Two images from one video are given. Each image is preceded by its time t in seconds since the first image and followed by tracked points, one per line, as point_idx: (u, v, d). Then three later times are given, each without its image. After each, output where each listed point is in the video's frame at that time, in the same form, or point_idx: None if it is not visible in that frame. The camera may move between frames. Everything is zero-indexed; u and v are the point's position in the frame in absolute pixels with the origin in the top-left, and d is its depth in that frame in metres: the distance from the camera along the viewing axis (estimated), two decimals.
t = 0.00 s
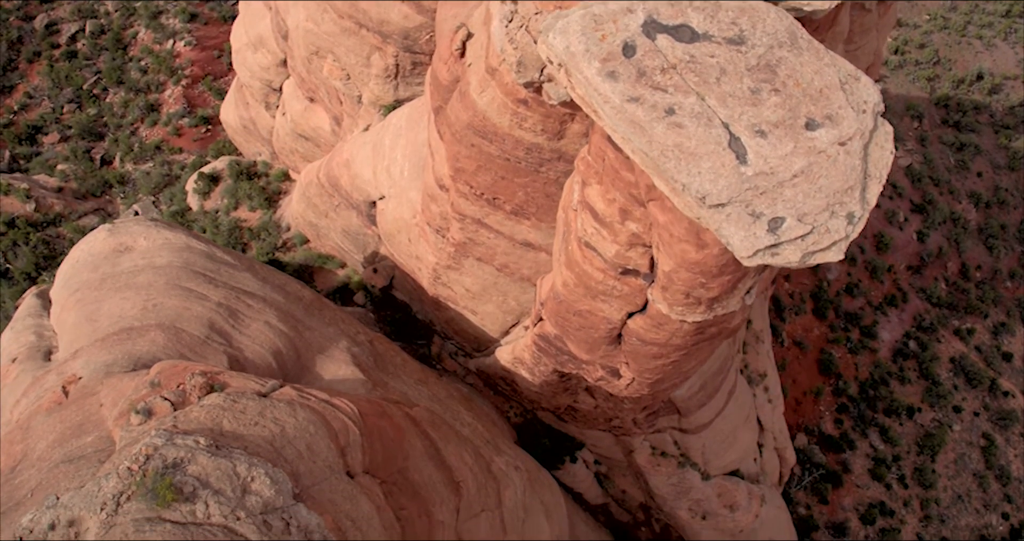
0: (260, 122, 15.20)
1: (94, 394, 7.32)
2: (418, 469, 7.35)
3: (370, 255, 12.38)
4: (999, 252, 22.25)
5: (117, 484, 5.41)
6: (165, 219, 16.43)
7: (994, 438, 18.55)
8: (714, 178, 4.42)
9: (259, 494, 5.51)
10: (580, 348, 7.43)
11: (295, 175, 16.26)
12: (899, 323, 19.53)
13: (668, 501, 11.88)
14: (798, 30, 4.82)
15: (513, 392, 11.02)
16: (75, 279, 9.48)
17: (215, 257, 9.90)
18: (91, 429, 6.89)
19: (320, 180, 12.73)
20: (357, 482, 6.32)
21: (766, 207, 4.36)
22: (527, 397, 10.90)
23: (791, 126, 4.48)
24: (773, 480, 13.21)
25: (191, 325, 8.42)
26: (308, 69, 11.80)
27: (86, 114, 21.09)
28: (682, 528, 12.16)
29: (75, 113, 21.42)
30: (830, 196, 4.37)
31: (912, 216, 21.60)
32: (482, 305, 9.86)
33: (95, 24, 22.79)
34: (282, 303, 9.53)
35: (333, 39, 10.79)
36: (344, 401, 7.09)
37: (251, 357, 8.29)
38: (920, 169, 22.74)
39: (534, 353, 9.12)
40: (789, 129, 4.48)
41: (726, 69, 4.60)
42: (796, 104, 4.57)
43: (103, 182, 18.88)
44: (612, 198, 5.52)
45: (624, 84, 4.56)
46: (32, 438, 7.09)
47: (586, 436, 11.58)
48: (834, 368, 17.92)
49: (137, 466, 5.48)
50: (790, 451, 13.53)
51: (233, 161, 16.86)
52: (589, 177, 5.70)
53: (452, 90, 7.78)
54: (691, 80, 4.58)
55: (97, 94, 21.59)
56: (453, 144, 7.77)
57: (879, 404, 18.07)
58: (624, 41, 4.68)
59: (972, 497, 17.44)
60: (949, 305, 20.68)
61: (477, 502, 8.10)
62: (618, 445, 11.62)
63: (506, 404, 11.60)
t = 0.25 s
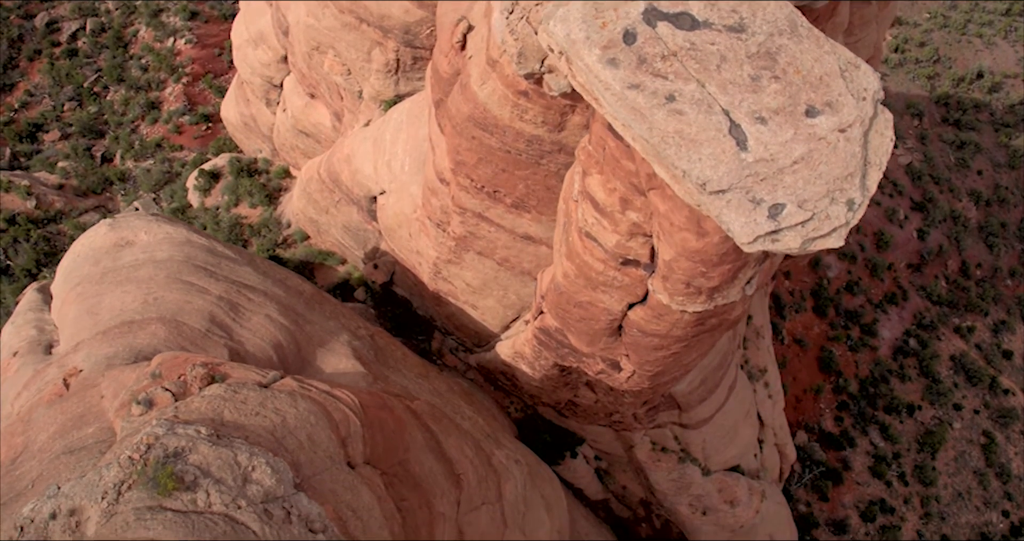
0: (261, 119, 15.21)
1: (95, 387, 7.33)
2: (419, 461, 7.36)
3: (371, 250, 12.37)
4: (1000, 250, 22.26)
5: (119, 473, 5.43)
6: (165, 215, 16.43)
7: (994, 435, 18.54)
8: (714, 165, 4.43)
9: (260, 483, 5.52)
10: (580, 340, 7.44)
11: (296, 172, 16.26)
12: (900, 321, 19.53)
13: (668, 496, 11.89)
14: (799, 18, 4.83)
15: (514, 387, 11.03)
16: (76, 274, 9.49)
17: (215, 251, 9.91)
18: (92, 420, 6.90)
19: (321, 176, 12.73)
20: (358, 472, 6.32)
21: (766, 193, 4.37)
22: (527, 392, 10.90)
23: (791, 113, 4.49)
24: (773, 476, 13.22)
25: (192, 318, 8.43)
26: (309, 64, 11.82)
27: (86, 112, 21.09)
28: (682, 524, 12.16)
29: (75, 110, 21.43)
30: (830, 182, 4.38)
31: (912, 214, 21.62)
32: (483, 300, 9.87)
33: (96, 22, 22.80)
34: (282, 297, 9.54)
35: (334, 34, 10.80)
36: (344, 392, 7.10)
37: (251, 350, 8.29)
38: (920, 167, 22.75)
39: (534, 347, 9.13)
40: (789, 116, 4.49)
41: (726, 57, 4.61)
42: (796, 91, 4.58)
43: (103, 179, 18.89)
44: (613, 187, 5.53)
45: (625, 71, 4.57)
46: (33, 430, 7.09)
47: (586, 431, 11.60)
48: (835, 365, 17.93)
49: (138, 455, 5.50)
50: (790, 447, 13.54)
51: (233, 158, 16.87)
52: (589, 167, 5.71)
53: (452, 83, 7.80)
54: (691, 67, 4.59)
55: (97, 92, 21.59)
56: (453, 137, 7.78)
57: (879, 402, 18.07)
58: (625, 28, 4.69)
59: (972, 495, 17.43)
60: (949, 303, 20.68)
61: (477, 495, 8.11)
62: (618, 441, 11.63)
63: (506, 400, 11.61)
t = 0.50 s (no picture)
0: (262, 115, 15.23)
1: (96, 378, 7.34)
2: (420, 452, 7.37)
3: (371, 246, 12.35)
4: (1000, 248, 22.27)
5: (119, 462, 5.44)
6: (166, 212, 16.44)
7: (994, 433, 18.53)
8: (714, 150, 4.45)
9: (262, 472, 5.52)
10: (581, 332, 7.45)
11: (296, 168, 16.26)
12: (900, 318, 19.54)
13: (668, 491, 11.90)
14: (798, 5, 4.85)
15: (514, 381, 11.05)
16: (76, 267, 9.50)
17: (216, 245, 9.92)
18: (93, 411, 6.91)
19: (321, 171, 12.71)
20: (358, 462, 6.32)
21: (766, 178, 4.38)
22: (527, 387, 10.91)
23: (791, 99, 4.50)
24: (773, 471, 13.23)
25: (193, 310, 8.44)
26: (310, 59, 11.84)
27: (87, 110, 21.09)
28: (682, 519, 12.17)
29: (75, 108, 21.44)
30: (830, 168, 4.39)
31: (912, 212, 21.63)
32: (483, 294, 9.88)
33: (96, 20, 22.81)
34: (283, 290, 9.55)
35: (335, 29, 10.81)
36: (345, 383, 7.11)
37: (252, 343, 8.29)
38: (920, 165, 22.76)
39: (535, 340, 9.15)
40: (789, 102, 4.50)
41: (725, 43, 4.62)
42: (796, 78, 4.59)
43: (104, 176, 18.91)
44: (613, 175, 5.55)
45: (625, 57, 4.57)
46: (33, 421, 7.11)
47: (586, 426, 11.61)
48: (835, 363, 17.94)
49: (139, 443, 5.51)
50: (790, 443, 13.56)
51: (233, 154, 16.87)
52: (590, 156, 5.72)
53: (453, 75, 7.81)
54: (691, 53, 4.60)
55: (97, 89, 21.60)
56: (454, 129, 7.79)
57: (879, 399, 18.07)
58: (626, 15, 4.70)
59: (972, 492, 17.42)
60: (949, 301, 20.69)
61: (477, 487, 8.12)
62: (618, 436, 11.65)
63: (506, 394, 11.62)
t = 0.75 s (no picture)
0: (262, 111, 15.24)
1: (97, 369, 7.35)
2: (420, 443, 7.37)
3: (372, 241, 12.33)
4: (1000, 246, 22.28)
5: (120, 449, 5.46)
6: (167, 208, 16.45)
7: (994, 430, 18.52)
8: (714, 135, 4.46)
9: (262, 459, 5.53)
10: (581, 323, 7.46)
11: (296, 164, 16.24)
12: (899, 316, 19.54)
13: (668, 486, 11.90)
14: None
15: (514, 376, 11.05)
16: (77, 261, 9.51)
17: (216, 238, 9.93)
18: (94, 401, 6.92)
19: (322, 165, 12.69)
20: (359, 451, 6.32)
21: (766, 163, 4.39)
22: (528, 381, 10.92)
23: (790, 85, 4.51)
24: (773, 467, 13.24)
25: (194, 303, 8.45)
26: (310, 54, 11.86)
27: (87, 107, 21.10)
28: (682, 514, 12.18)
29: (76, 105, 21.44)
30: (830, 153, 4.40)
31: (912, 210, 21.65)
32: (483, 287, 9.89)
33: (96, 17, 22.82)
34: (283, 283, 9.56)
35: (335, 23, 10.82)
36: (346, 373, 7.12)
37: (252, 335, 8.30)
38: (920, 162, 22.77)
39: (535, 333, 9.17)
40: (788, 87, 4.51)
41: (725, 29, 4.64)
42: (795, 63, 4.60)
43: (104, 172, 18.95)
44: (614, 163, 5.57)
45: (625, 42, 4.59)
46: (34, 412, 7.13)
47: (586, 421, 11.63)
48: (835, 360, 17.96)
49: (140, 430, 5.52)
50: (790, 438, 13.57)
51: (234, 150, 16.87)
52: (590, 144, 5.74)
53: (453, 66, 7.82)
54: (691, 39, 4.61)
55: (98, 87, 21.60)
56: (454, 121, 7.80)
57: (879, 396, 18.06)
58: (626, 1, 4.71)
59: (972, 489, 17.40)
60: (949, 298, 20.69)
61: (478, 479, 8.13)
62: (618, 430, 11.66)
63: (507, 389, 11.63)
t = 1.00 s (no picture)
0: (262, 106, 15.26)
1: (98, 359, 7.36)
2: (421, 434, 7.39)
3: (373, 235, 12.33)
4: (999, 243, 22.30)
5: (122, 436, 5.47)
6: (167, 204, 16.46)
7: (994, 427, 18.52)
8: (715, 119, 4.47)
9: (263, 446, 5.54)
10: (581, 313, 7.48)
11: (297, 161, 16.24)
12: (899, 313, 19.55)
13: (668, 480, 11.90)
14: None
15: (515, 370, 11.07)
16: (78, 253, 9.53)
17: (217, 231, 9.94)
18: (95, 391, 6.93)
19: (322, 160, 12.69)
20: (360, 439, 6.33)
21: (766, 147, 4.41)
22: (528, 375, 10.94)
23: (790, 70, 4.53)
24: (773, 461, 13.25)
25: (195, 295, 8.47)
26: (311, 48, 11.89)
27: (88, 104, 21.11)
28: (682, 508, 12.17)
29: (76, 103, 21.45)
30: (829, 137, 4.42)
31: (912, 207, 21.67)
32: (484, 281, 9.90)
33: (96, 15, 22.83)
34: (284, 276, 9.57)
35: (336, 17, 10.84)
36: (346, 362, 7.14)
37: (253, 326, 8.31)
38: (920, 160, 22.79)
39: (535, 326, 9.19)
40: (788, 72, 4.52)
41: (725, 14, 4.65)
42: (794, 49, 4.62)
43: (104, 169, 19.00)
44: (614, 151, 5.59)
45: (626, 27, 4.60)
46: (36, 402, 7.14)
47: (586, 415, 11.65)
48: (835, 357, 17.97)
49: (141, 417, 5.53)
50: (789, 433, 13.59)
51: (234, 147, 16.87)
52: (591, 132, 5.76)
53: (454, 58, 7.84)
54: (691, 24, 4.62)
55: (98, 84, 21.61)
56: (455, 113, 7.81)
57: (879, 393, 18.07)
58: None
59: (972, 486, 17.40)
60: (949, 296, 20.70)
61: (478, 471, 8.14)
62: (619, 425, 11.68)
63: (507, 383, 11.65)
